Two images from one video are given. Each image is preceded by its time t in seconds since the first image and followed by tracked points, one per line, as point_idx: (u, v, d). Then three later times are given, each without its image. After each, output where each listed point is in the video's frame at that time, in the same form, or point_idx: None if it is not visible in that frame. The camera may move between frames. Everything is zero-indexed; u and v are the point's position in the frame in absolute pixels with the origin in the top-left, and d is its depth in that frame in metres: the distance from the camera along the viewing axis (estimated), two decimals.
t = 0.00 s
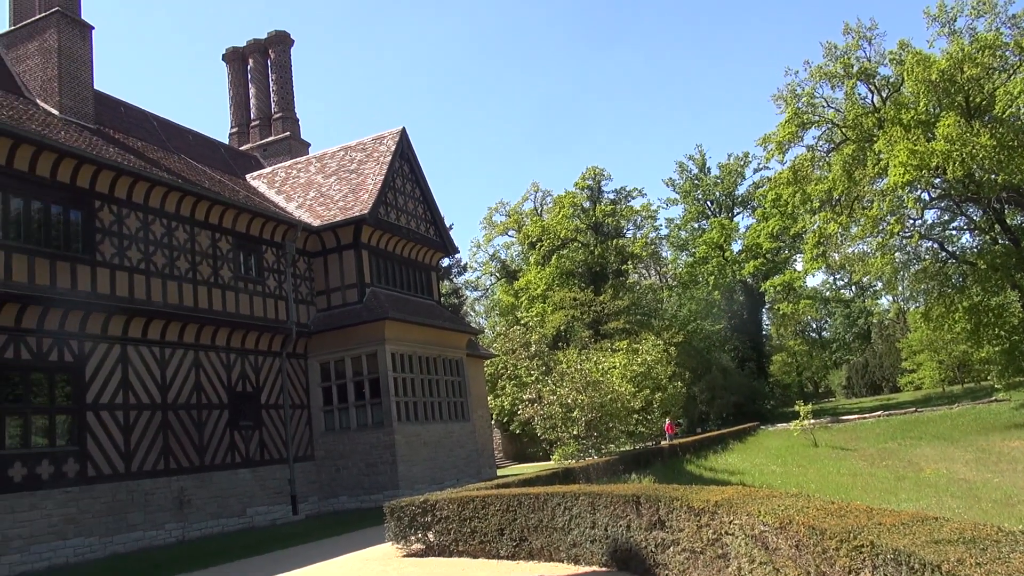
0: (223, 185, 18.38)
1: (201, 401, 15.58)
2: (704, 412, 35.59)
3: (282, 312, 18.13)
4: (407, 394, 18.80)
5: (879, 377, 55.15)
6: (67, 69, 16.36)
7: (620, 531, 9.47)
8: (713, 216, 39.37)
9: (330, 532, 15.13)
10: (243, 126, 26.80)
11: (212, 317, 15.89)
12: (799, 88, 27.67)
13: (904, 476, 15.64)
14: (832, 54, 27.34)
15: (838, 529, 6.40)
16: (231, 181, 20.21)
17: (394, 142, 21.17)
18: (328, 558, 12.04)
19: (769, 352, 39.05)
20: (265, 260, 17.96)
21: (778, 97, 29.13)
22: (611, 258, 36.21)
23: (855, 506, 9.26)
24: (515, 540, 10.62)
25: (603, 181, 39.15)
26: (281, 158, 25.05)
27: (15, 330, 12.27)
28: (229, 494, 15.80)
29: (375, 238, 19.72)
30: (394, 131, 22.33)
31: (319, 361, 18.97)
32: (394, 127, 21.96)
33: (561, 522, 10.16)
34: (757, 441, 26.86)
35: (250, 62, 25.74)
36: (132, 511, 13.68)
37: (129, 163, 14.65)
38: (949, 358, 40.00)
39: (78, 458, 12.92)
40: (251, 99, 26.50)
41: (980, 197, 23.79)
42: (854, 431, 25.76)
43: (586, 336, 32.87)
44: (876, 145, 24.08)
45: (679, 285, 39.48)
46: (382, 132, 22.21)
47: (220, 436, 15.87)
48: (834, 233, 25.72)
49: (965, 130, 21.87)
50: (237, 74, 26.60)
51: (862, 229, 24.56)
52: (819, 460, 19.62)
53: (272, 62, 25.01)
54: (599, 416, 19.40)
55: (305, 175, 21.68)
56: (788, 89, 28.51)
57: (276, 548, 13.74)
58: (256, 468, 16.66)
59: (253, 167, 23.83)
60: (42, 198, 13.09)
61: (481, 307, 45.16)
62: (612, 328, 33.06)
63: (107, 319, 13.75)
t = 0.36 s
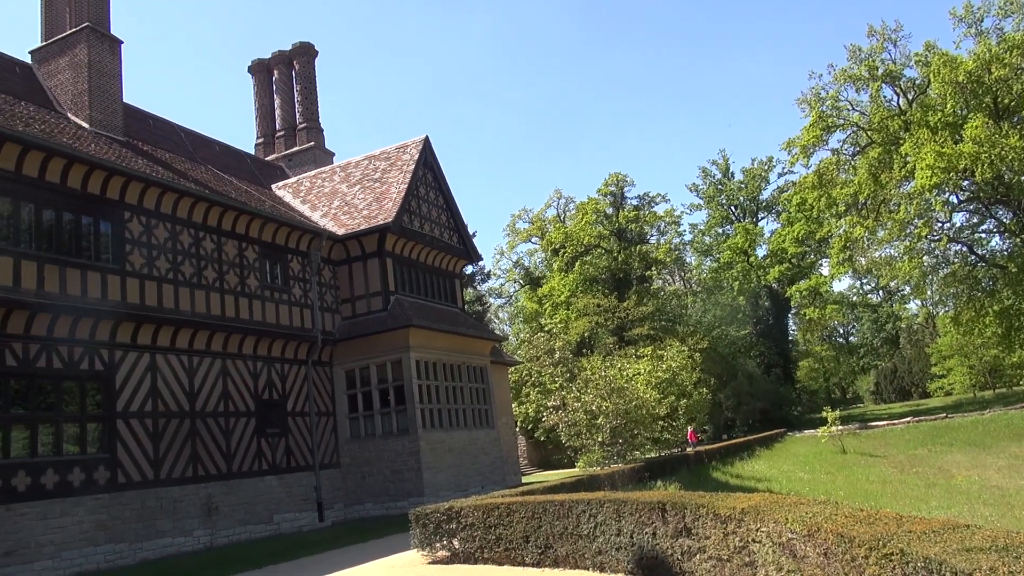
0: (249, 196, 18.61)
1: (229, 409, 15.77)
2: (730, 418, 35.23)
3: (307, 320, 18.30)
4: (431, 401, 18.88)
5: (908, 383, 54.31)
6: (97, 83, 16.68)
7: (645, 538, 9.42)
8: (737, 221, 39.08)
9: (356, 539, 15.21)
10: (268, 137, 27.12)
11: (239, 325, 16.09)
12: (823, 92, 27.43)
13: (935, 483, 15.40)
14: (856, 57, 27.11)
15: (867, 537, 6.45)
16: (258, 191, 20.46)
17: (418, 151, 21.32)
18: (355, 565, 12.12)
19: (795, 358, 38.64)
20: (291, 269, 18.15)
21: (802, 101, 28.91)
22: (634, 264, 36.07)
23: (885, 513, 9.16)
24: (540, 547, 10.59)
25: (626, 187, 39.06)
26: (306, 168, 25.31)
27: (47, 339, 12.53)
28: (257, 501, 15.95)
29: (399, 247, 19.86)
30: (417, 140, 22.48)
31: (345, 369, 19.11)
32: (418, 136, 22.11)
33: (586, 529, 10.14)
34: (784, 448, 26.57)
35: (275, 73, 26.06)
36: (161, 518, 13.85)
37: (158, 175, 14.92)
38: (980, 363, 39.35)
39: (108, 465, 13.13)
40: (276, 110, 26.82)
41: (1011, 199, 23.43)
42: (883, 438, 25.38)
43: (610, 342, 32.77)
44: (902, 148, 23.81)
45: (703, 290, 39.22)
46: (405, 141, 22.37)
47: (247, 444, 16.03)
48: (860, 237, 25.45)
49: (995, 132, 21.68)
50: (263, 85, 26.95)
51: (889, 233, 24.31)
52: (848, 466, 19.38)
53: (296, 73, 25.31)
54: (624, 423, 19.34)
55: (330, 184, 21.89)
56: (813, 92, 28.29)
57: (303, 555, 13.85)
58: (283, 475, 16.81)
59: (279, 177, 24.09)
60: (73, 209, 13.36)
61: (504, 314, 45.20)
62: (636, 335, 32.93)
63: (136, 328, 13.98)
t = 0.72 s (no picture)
0: (273, 205, 18.80)
1: (255, 416, 15.91)
2: (755, 424, 34.99)
3: (331, 328, 18.43)
4: (454, 408, 18.92)
5: (937, 388, 53.51)
6: (124, 95, 16.96)
7: (670, 545, 9.38)
8: (760, 226, 38.76)
9: (380, 546, 15.26)
10: (292, 146, 27.39)
11: (264, 333, 16.24)
12: (847, 94, 27.19)
13: (966, 490, 15.15)
14: (880, 59, 26.87)
15: (897, 544, 6.67)
16: (282, 200, 20.66)
17: (440, 159, 21.42)
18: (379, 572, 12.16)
19: (821, 363, 38.22)
20: (315, 277, 18.30)
21: (825, 104, 28.68)
22: (657, 270, 35.84)
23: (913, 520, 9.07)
24: (565, 554, 10.54)
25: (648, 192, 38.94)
26: (329, 177, 25.53)
27: (77, 348, 12.76)
28: (282, 508, 16.06)
29: (421, 254, 19.95)
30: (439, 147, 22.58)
31: (368, 376, 19.21)
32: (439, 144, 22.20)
33: (611, 535, 10.07)
34: (810, 454, 26.26)
35: (298, 84, 26.35)
36: (188, 524, 14.00)
37: (184, 186, 15.12)
38: (1010, 367, 38.70)
39: (136, 472, 13.30)
40: (299, 120, 27.09)
41: None
42: (912, 444, 25.02)
43: (633, 349, 32.66)
44: (928, 150, 23.55)
45: (727, 296, 38.92)
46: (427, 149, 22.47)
47: (272, 451, 16.16)
48: (886, 240, 25.18)
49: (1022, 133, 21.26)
50: (286, 96, 27.24)
51: (915, 236, 24.11)
52: (875, 473, 19.15)
53: (319, 83, 25.57)
54: (648, 429, 19.24)
55: (353, 193, 22.04)
56: (836, 95, 28.06)
57: (328, 561, 13.92)
58: (308, 481, 16.92)
59: (302, 186, 24.32)
60: (102, 219, 13.58)
61: (526, 320, 45.19)
62: (659, 340, 32.79)
63: (163, 337, 14.16)
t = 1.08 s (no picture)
0: (296, 212, 18.96)
1: (278, 422, 16.04)
2: (779, 431, 34.67)
3: (354, 334, 18.54)
4: (476, 414, 18.95)
5: (965, 394, 52.71)
6: (150, 105, 17.20)
7: (694, 552, 9.37)
8: (783, 231, 38.42)
9: (402, 551, 15.29)
10: (314, 154, 27.61)
11: (287, 339, 16.38)
12: (870, 97, 26.94)
13: (995, 498, 14.89)
14: (904, 61, 26.61)
15: (925, 553, 6.66)
16: (304, 207, 20.83)
17: (461, 165, 21.49)
18: None
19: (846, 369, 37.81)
20: (337, 283, 18.42)
21: (849, 107, 28.44)
22: (679, 275, 35.63)
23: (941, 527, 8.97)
24: (588, 560, 10.47)
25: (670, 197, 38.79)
26: (351, 184, 25.71)
27: (104, 354, 12.95)
28: (305, 513, 16.15)
29: (442, 260, 20.03)
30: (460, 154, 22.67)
31: (390, 382, 19.28)
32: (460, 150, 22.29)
33: (633, 542, 10.02)
34: (835, 460, 25.97)
35: (321, 92, 26.59)
36: (213, 529, 14.12)
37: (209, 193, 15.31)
38: None
39: (162, 477, 13.44)
40: (321, 128, 27.32)
41: None
42: (939, 451, 24.63)
43: (655, 355, 32.48)
44: (954, 153, 23.27)
45: (749, 301, 38.61)
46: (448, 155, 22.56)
47: (296, 456, 16.28)
48: (912, 245, 24.88)
49: None
50: (308, 104, 27.49)
51: (942, 239, 23.96)
52: (902, 480, 18.89)
53: (341, 91, 25.79)
54: (670, 435, 19.14)
55: (374, 200, 22.17)
56: (860, 98, 27.81)
57: (351, 566, 13.97)
58: (330, 487, 17.01)
59: (324, 193, 24.51)
60: (129, 227, 13.79)
61: (548, 326, 45.15)
62: (682, 346, 32.61)
63: (188, 343, 14.33)
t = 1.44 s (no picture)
0: (317, 221, 19.10)
1: (301, 430, 16.14)
2: (803, 435, 34.32)
3: (375, 341, 18.62)
4: (498, 420, 18.94)
5: (993, 396, 51.91)
6: (173, 117, 17.43)
7: (718, 558, 9.32)
8: (805, 233, 38.04)
9: (425, 558, 15.29)
10: (334, 163, 27.81)
11: (309, 347, 16.48)
12: (892, 97, 26.67)
13: None
14: (926, 60, 26.32)
15: (955, 558, 6.68)
16: (325, 216, 20.98)
17: (480, 172, 21.55)
18: None
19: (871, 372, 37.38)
20: (358, 291, 18.53)
21: (870, 107, 28.18)
22: (700, 279, 35.40)
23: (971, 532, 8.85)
24: (611, 567, 10.41)
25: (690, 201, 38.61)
26: (371, 192, 25.87)
27: (129, 364, 13.12)
28: (329, 520, 16.22)
29: (462, 267, 20.09)
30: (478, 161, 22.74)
31: (412, 389, 19.34)
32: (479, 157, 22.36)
33: (657, 548, 9.97)
34: (861, 465, 25.65)
35: (340, 102, 26.81)
36: (238, 537, 14.21)
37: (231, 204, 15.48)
38: None
39: (187, 485, 13.56)
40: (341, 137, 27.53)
41: None
42: (968, 454, 24.24)
43: (677, 359, 32.28)
44: (979, 152, 22.97)
45: (771, 304, 38.29)
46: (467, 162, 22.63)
47: (319, 463, 16.37)
48: (937, 245, 24.56)
49: None
50: (328, 113, 27.72)
51: (967, 240, 23.67)
52: (930, 484, 18.61)
53: (360, 100, 25.99)
54: (693, 440, 19.01)
55: (394, 208, 22.29)
56: (881, 98, 27.55)
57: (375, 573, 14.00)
58: (354, 494, 17.07)
59: (345, 202, 24.68)
60: (153, 239, 13.97)
61: (568, 331, 45.07)
62: (703, 350, 32.36)
63: (212, 352, 14.47)
